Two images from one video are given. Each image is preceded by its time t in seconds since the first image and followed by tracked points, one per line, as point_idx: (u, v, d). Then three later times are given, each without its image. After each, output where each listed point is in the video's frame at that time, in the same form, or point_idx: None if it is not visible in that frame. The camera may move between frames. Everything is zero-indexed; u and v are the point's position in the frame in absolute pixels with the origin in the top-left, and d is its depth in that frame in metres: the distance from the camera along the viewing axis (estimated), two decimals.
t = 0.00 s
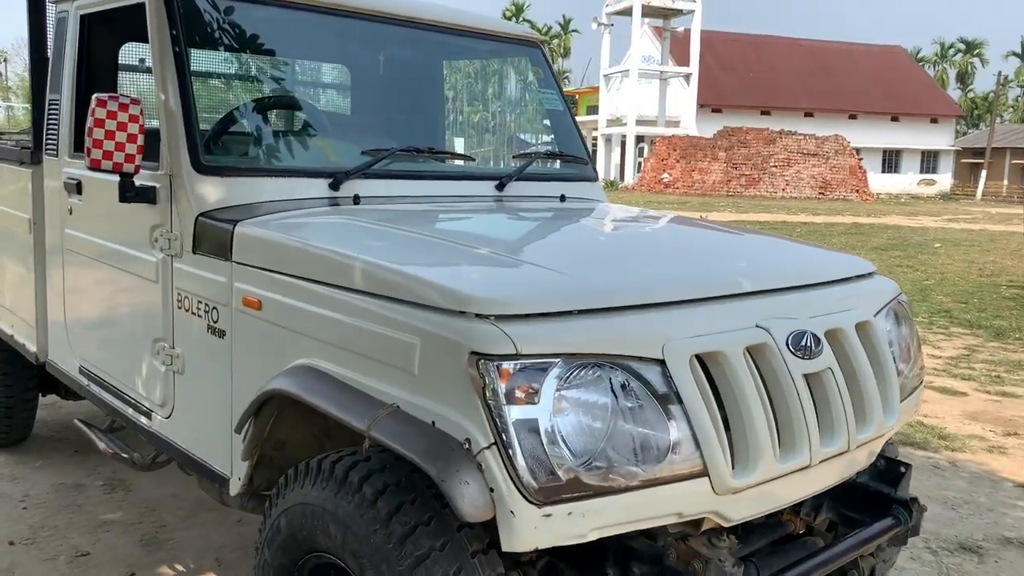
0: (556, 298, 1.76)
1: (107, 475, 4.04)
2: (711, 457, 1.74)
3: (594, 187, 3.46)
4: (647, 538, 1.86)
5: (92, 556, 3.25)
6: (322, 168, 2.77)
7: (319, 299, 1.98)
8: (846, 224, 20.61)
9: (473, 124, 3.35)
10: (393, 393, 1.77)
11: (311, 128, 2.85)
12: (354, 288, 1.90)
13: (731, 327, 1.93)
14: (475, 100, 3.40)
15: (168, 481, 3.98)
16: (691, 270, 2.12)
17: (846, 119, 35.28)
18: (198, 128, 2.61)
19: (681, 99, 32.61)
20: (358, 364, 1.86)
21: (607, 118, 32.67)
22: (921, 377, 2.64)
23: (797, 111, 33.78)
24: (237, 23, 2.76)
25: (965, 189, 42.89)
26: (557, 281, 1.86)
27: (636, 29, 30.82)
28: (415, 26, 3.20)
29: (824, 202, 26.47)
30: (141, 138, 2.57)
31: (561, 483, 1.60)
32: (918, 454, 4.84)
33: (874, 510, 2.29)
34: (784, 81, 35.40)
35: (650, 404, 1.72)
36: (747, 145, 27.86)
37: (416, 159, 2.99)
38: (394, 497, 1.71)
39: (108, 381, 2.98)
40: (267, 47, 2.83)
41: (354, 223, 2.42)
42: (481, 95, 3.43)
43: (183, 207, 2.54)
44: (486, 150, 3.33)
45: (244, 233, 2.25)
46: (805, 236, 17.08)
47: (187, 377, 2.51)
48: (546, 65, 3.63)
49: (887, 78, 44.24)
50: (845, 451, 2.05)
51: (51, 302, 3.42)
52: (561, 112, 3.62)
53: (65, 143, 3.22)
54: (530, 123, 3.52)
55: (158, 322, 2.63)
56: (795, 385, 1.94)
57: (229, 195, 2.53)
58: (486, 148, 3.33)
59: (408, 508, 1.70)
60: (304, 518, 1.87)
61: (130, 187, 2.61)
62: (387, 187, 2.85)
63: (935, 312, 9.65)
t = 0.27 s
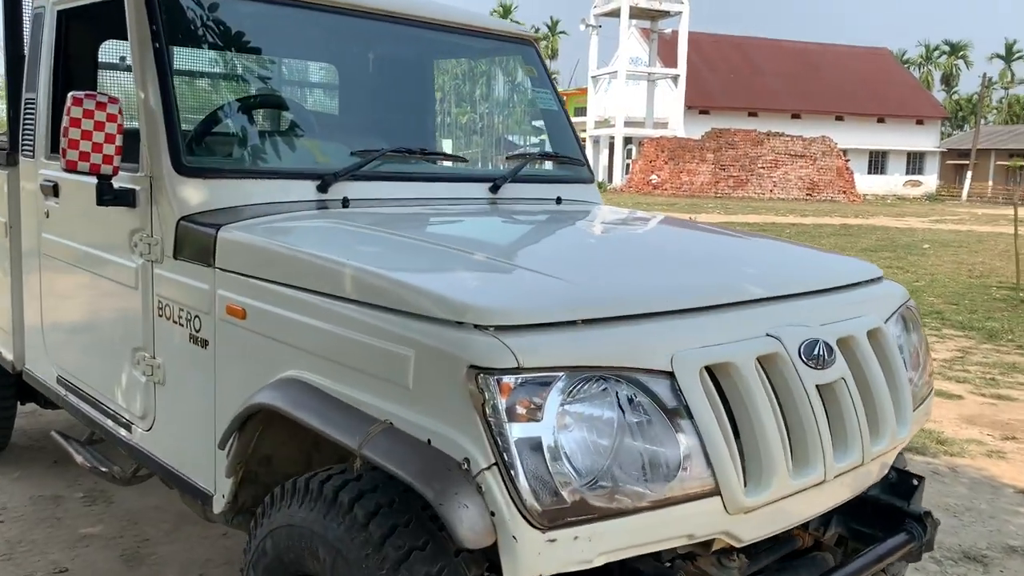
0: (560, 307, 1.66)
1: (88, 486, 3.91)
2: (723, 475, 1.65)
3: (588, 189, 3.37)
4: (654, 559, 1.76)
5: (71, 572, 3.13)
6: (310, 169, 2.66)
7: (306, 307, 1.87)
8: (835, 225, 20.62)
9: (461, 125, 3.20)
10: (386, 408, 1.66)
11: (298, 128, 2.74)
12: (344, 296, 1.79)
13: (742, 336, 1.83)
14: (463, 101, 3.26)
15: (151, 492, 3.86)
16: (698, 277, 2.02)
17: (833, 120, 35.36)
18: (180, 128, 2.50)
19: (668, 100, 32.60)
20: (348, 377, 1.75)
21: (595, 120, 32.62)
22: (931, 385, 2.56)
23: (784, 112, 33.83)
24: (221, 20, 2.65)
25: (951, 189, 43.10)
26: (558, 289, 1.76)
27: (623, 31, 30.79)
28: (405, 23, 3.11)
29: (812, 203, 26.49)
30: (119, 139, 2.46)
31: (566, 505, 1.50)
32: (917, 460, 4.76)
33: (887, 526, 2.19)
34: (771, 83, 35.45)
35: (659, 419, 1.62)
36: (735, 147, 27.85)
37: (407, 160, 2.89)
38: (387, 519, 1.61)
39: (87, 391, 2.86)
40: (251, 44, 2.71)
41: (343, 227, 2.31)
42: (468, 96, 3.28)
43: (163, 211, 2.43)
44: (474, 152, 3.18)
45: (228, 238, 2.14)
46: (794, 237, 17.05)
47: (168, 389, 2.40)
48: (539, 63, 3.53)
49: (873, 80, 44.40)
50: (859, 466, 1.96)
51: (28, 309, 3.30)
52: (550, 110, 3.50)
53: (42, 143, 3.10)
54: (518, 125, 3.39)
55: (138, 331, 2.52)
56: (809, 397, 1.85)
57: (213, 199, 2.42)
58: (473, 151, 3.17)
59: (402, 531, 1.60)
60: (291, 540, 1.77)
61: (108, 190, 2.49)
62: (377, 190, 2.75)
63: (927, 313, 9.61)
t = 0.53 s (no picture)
0: (562, 312, 1.55)
1: (65, 496, 3.78)
2: (737, 493, 1.54)
3: (585, 188, 3.26)
4: None
5: None
6: (295, 167, 2.54)
7: (291, 313, 1.75)
8: (824, 226, 20.59)
9: (449, 126, 3.13)
10: (377, 422, 1.55)
11: (283, 124, 2.63)
12: (331, 301, 1.68)
13: (754, 344, 1.73)
14: (451, 102, 3.19)
15: (131, 501, 3.73)
16: (706, 280, 1.91)
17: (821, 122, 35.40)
18: (158, 124, 2.38)
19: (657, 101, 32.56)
20: (335, 389, 1.63)
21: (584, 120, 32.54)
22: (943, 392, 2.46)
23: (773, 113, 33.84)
24: (205, 12, 2.53)
25: (938, 192, 43.27)
26: (560, 294, 1.65)
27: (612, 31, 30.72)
28: (396, 15, 2.98)
29: (801, 204, 26.49)
30: (94, 133, 2.33)
31: (572, 528, 1.39)
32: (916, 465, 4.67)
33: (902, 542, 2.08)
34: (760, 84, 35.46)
35: (669, 434, 1.51)
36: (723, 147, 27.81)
37: (397, 157, 2.77)
38: (377, 542, 1.49)
39: (61, 399, 2.73)
40: (235, 37, 2.60)
41: (330, 227, 2.20)
42: (457, 97, 3.22)
43: (139, 210, 2.30)
44: (462, 151, 3.08)
45: (208, 238, 2.02)
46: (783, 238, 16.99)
47: (145, 398, 2.28)
48: (534, 57, 3.41)
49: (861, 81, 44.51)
50: (876, 479, 1.86)
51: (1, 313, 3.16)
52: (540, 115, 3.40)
53: (14, 140, 2.97)
54: (506, 125, 3.28)
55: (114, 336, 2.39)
56: (825, 408, 1.75)
57: (192, 197, 2.30)
58: (462, 150, 3.07)
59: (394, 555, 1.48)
60: (275, 563, 1.65)
61: (82, 187, 2.36)
62: (366, 188, 2.63)
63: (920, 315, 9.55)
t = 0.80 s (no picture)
0: (566, 320, 1.43)
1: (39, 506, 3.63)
2: (755, 517, 1.42)
3: (582, 187, 3.14)
4: None
5: None
6: (279, 163, 2.41)
7: (271, 320, 1.63)
8: (813, 227, 20.58)
9: (439, 125, 3.00)
10: (363, 440, 1.42)
11: (267, 119, 2.50)
12: (315, 307, 1.55)
13: (768, 354, 1.61)
14: (440, 101, 3.07)
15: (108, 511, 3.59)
16: (715, 285, 1.80)
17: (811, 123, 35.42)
18: (134, 118, 2.25)
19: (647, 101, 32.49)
20: (318, 402, 1.51)
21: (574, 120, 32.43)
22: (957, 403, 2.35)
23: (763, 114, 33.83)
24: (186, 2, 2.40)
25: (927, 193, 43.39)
26: (562, 300, 1.53)
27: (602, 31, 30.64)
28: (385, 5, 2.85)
29: (791, 205, 26.46)
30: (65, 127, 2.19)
31: (579, 558, 1.27)
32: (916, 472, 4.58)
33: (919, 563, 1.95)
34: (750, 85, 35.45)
35: (682, 454, 1.40)
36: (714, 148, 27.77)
37: (386, 155, 2.65)
38: (364, 571, 1.37)
39: (32, 408, 2.60)
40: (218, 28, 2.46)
41: (315, 227, 2.07)
42: (446, 96, 3.09)
43: (113, 208, 2.17)
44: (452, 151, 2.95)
45: (184, 239, 1.90)
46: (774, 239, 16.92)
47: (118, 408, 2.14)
48: (528, 51, 3.29)
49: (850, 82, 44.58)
50: (896, 498, 1.74)
51: None
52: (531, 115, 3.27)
53: None
54: (496, 125, 3.13)
55: (86, 343, 2.26)
56: (844, 423, 1.63)
57: (169, 195, 2.17)
58: (452, 149, 2.93)
59: None
60: None
61: (51, 184, 2.21)
62: (353, 186, 2.50)
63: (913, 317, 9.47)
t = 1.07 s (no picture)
0: (571, 334, 1.32)
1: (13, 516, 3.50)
2: (774, 546, 1.32)
3: (579, 188, 3.03)
4: None
5: None
6: (264, 161, 2.29)
7: (252, 330, 1.51)
8: (803, 229, 20.56)
9: (428, 125, 2.89)
10: (350, 463, 1.31)
11: (252, 115, 2.38)
12: (299, 317, 1.44)
13: (785, 369, 1.51)
14: (431, 99, 2.94)
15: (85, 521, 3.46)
16: (725, 293, 1.69)
17: (801, 124, 35.43)
18: (109, 113, 2.13)
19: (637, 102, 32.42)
20: (302, 419, 1.40)
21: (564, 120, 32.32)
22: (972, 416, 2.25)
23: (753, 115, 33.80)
24: None
25: (915, 196, 43.50)
26: (566, 310, 1.42)
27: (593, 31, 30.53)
28: None
29: (781, 206, 26.42)
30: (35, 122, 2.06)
31: None
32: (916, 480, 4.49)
33: None
34: (740, 86, 35.43)
35: (697, 480, 1.29)
36: (704, 149, 27.71)
37: (376, 153, 2.53)
38: None
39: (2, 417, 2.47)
40: (202, 20, 2.34)
41: (300, 230, 1.96)
42: (437, 94, 2.96)
43: (85, 209, 2.05)
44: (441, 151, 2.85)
45: (160, 242, 1.78)
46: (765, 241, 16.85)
47: (90, 420, 2.02)
48: (525, 46, 3.16)
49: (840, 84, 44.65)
50: (917, 521, 1.64)
51: None
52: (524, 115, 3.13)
53: None
54: (485, 125, 2.99)
55: (57, 350, 2.14)
56: (864, 442, 1.53)
57: (145, 194, 2.05)
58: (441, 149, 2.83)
59: None
60: None
61: (20, 182, 2.08)
62: (342, 186, 2.39)
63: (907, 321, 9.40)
